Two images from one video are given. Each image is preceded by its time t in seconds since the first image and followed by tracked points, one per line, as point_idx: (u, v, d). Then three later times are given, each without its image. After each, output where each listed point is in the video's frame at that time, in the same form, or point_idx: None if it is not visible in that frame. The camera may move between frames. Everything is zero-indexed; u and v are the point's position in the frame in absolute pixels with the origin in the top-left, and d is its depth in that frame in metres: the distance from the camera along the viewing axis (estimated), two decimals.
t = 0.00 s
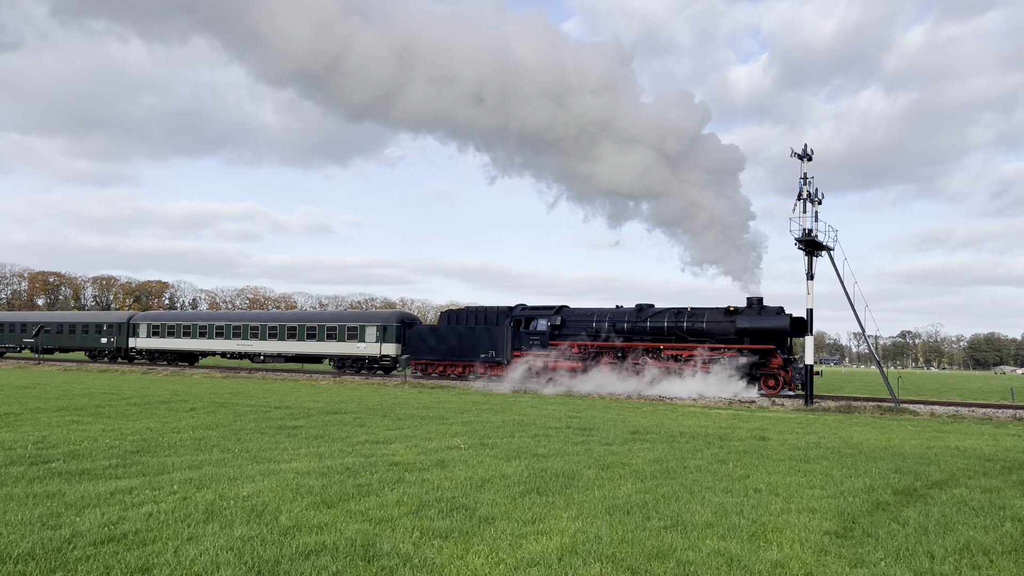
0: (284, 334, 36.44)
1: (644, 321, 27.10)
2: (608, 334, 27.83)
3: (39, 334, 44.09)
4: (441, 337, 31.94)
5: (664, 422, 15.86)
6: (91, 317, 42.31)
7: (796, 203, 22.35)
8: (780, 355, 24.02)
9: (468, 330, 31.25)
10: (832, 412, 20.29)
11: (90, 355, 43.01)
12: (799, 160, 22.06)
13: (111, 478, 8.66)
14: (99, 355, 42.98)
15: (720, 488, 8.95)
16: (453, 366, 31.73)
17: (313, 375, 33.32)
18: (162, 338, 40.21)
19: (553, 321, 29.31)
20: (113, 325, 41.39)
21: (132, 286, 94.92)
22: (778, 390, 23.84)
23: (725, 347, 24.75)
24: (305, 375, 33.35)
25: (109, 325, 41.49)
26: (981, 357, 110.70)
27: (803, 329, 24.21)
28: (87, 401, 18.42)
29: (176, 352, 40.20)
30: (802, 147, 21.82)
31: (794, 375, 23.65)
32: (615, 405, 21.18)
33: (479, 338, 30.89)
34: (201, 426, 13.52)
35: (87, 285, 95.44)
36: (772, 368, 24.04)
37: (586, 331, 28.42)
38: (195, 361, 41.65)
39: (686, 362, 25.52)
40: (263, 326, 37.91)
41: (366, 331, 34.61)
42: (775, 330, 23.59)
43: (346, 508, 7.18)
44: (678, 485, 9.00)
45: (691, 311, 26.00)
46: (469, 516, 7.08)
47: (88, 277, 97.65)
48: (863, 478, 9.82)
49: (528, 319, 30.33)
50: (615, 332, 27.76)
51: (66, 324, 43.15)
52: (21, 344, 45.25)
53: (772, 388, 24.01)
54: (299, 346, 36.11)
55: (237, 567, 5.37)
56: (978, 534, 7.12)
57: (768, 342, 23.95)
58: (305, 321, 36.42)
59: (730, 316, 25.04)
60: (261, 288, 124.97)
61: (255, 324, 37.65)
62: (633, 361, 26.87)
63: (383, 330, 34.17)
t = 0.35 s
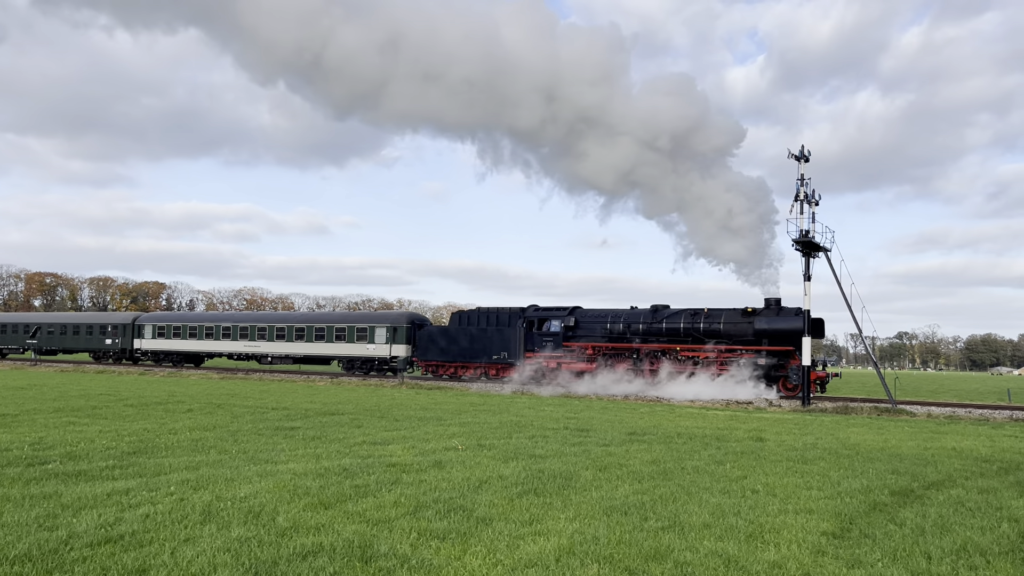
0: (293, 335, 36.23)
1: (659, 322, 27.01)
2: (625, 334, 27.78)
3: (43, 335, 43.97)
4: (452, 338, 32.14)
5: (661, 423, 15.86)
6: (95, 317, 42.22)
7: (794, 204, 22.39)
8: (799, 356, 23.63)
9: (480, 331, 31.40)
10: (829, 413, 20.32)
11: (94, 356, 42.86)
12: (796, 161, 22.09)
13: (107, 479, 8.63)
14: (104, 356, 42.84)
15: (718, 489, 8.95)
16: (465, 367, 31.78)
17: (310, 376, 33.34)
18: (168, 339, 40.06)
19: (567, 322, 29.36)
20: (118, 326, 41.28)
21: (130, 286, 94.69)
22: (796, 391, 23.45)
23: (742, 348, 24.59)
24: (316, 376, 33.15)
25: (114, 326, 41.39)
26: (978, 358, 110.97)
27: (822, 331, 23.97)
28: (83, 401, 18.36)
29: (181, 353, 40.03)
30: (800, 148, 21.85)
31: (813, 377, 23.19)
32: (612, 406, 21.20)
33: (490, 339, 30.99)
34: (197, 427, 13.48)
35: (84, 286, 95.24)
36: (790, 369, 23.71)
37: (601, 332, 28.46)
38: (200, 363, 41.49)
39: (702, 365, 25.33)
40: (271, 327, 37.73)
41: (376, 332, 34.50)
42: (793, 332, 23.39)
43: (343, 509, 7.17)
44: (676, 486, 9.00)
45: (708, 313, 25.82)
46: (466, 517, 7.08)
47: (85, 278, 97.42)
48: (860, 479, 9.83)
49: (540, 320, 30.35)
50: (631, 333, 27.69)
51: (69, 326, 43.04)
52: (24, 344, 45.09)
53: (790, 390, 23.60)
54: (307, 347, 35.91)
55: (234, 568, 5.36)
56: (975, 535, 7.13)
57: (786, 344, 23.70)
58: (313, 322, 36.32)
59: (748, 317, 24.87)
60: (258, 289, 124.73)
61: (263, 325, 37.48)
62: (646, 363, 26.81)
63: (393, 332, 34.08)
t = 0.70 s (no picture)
0: (302, 336, 36.18)
1: (676, 322, 26.63)
2: (641, 334, 27.44)
3: (47, 335, 43.92)
4: (464, 338, 32.08)
5: (658, 423, 15.89)
6: (100, 318, 42.14)
7: (791, 204, 22.40)
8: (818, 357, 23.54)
9: (492, 331, 31.28)
10: (827, 412, 20.40)
11: (99, 357, 42.82)
12: (793, 161, 22.09)
13: (104, 479, 8.63)
14: (109, 356, 42.78)
15: (715, 489, 8.97)
16: (478, 367, 31.75)
17: (306, 376, 33.33)
18: (174, 339, 40.01)
19: (581, 322, 28.99)
20: (123, 327, 41.23)
21: (128, 287, 94.56)
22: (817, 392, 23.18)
23: (760, 349, 24.38)
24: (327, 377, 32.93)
25: (119, 327, 41.33)
26: (975, 358, 111.27)
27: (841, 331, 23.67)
28: (80, 402, 18.35)
29: (187, 354, 39.98)
30: (797, 149, 21.87)
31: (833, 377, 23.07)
32: (610, 406, 21.24)
33: (503, 339, 30.83)
34: (194, 428, 13.48)
35: (81, 286, 95.12)
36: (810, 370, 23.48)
37: (615, 333, 28.12)
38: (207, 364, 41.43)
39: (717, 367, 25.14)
40: (279, 327, 37.62)
41: (386, 333, 34.40)
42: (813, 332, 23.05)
43: (341, 509, 7.17)
44: (673, 486, 9.01)
45: (725, 312, 25.47)
46: (464, 517, 7.09)
47: (83, 278, 97.28)
48: (857, 478, 9.87)
49: (554, 320, 30.11)
50: (647, 333, 27.36)
51: (72, 326, 42.95)
52: (27, 345, 44.96)
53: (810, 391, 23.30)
54: (316, 348, 35.79)
55: (230, 568, 5.36)
56: (971, 534, 7.15)
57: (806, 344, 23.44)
58: (322, 322, 36.26)
59: (766, 317, 24.52)
60: (255, 290, 124.65)
61: (271, 326, 37.40)
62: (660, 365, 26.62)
63: (404, 332, 34.01)
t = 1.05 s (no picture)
0: (312, 335, 36.08)
1: (693, 320, 26.36)
2: (658, 332, 27.14)
3: (51, 334, 43.88)
4: (476, 338, 32.01)
5: (657, 422, 15.88)
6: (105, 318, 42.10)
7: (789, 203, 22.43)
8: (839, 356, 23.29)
9: (505, 330, 31.30)
10: (825, 410, 20.43)
11: (105, 356, 42.71)
12: (791, 160, 22.13)
13: (102, 478, 8.62)
14: (114, 356, 42.71)
15: (713, 487, 8.97)
16: (490, 367, 31.66)
17: (302, 376, 32.96)
18: (180, 338, 39.91)
19: (596, 321, 28.87)
20: (129, 326, 41.17)
21: (126, 286, 94.39)
22: (839, 392, 22.97)
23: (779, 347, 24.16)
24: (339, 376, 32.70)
25: (125, 326, 41.27)
26: (973, 356, 111.31)
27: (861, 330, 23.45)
28: (79, 401, 18.33)
29: (194, 353, 39.88)
30: (795, 147, 21.91)
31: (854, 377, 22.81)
32: (608, 405, 21.23)
33: (516, 338, 30.86)
34: (192, 427, 13.47)
35: (79, 285, 94.93)
36: (831, 369, 23.21)
37: (631, 331, 27.92)
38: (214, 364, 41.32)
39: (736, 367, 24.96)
40: (288, 327, 37.52)
41: (397, 332, 34.30)
42: (836, 331, 22.78)
43: (339, 508, 7.17)
44: (671, 484, 9.01)
45: (744, 311, 25.22)
46: (462, 516, 7.08)
47: (81, 278, 97.09)
48: (855, 476, 9.88)
49: (568, 319, 29.93)
50: (664, 331, 27.09)
51: (77, 325, 42.88)
52: (31, 345, 44.88)
53: (831, 390, 23.10)
54: (326, 347, 35.66)
55: (228, 567, 5.36)
56: (970, 532, 7.16)
57: (828, 343, 23.18)
58: (333, 321, 36.14)
59: (786, 316, 24.34)
60: (253, 289, 124.49)
61: (279, 325, 37.27)
62: (677, 364, 26.44)
63: (415, 331, 33.85)
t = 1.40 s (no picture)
0: (322, 334, 35.96)
1: (711, 318, 26.13)
2: (675, 330, 27.05)
3: (58, 333, 43.91)
4: (490, 336, 31.97)
5: (656, 419, 15.88)
6: (112, 316, 42.10)
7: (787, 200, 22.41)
8: (860, 354, 23.14)
9: (519, 328, 31.25)
10: (824, 408, 20.48)
11: (111, 355, 42.72)
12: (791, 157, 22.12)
13: (101, 477, 8.62)
14: (122, 355, 42.71)
15: (712, 485, 8.99)
16: (504, 365, 31.67)
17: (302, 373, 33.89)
18: (187, 337, 39.87)
19: (611, 318, 28.72)
20: (136, 324, 41.17)
21: (126, 285, 94.38)
22: (861, 390, 22.82)
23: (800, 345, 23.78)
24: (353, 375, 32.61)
25: (132, 324, 41.26)
26: (972, 354, 111.31)
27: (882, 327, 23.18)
28: (78, 400, 18.32)
29: (202, 351, 39.84)
30: (795, 144, 21.87)
31: (877, 375, 22.61)
32: (607, 403, 21.24)
33: (530, 337, 30.87)
34: (192, 425, 13.48)
35: (78, 284, 94.79)
36: (853, 367, 23.04)
37: (648, 329, 27.84)
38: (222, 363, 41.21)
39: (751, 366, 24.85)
40: (297, 325, 37.43)
41: (409, 330, 34.04)
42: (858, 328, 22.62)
43: (338, 506, 7.17)
44: (670, 482, 9.02)
45: (762, 308, 25.06)
46: (461, 514, 7.09)
47: (82, 276, 97.03)
48: (854, 473, 9.90)
49: (583, 317, 29.82)
50: (681, 330, 26.90)
51: (84, 324, 42.88)
52: (38, 344, 44.85)
53: (853, 389, 22.97)
54: (336, 346, 35.54)
55: (228, 565, 5.36)
56: (969, 528, 7.17)
57: (849, 341, 23.04)
58: (343, 319, 35.92)
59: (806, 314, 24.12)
60: (251, 288, 124.45)
61: (288, 323, 37.15)
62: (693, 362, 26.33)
63: (427, 329, 33.57)
